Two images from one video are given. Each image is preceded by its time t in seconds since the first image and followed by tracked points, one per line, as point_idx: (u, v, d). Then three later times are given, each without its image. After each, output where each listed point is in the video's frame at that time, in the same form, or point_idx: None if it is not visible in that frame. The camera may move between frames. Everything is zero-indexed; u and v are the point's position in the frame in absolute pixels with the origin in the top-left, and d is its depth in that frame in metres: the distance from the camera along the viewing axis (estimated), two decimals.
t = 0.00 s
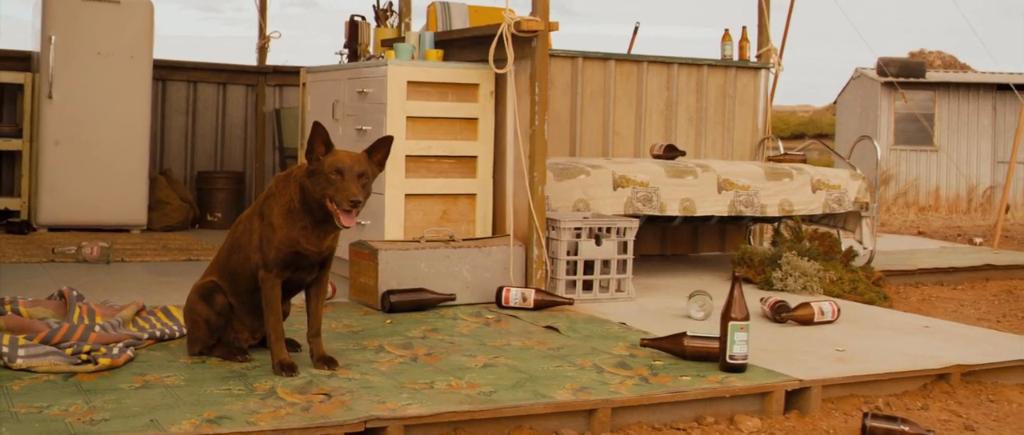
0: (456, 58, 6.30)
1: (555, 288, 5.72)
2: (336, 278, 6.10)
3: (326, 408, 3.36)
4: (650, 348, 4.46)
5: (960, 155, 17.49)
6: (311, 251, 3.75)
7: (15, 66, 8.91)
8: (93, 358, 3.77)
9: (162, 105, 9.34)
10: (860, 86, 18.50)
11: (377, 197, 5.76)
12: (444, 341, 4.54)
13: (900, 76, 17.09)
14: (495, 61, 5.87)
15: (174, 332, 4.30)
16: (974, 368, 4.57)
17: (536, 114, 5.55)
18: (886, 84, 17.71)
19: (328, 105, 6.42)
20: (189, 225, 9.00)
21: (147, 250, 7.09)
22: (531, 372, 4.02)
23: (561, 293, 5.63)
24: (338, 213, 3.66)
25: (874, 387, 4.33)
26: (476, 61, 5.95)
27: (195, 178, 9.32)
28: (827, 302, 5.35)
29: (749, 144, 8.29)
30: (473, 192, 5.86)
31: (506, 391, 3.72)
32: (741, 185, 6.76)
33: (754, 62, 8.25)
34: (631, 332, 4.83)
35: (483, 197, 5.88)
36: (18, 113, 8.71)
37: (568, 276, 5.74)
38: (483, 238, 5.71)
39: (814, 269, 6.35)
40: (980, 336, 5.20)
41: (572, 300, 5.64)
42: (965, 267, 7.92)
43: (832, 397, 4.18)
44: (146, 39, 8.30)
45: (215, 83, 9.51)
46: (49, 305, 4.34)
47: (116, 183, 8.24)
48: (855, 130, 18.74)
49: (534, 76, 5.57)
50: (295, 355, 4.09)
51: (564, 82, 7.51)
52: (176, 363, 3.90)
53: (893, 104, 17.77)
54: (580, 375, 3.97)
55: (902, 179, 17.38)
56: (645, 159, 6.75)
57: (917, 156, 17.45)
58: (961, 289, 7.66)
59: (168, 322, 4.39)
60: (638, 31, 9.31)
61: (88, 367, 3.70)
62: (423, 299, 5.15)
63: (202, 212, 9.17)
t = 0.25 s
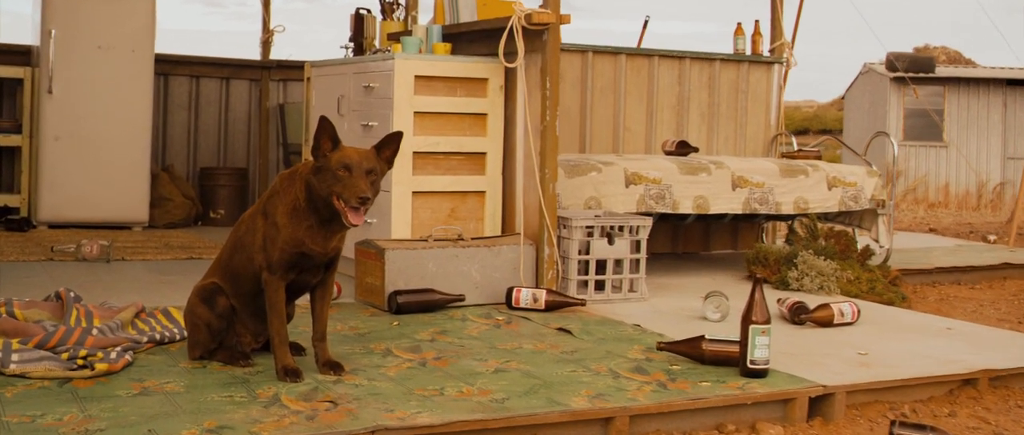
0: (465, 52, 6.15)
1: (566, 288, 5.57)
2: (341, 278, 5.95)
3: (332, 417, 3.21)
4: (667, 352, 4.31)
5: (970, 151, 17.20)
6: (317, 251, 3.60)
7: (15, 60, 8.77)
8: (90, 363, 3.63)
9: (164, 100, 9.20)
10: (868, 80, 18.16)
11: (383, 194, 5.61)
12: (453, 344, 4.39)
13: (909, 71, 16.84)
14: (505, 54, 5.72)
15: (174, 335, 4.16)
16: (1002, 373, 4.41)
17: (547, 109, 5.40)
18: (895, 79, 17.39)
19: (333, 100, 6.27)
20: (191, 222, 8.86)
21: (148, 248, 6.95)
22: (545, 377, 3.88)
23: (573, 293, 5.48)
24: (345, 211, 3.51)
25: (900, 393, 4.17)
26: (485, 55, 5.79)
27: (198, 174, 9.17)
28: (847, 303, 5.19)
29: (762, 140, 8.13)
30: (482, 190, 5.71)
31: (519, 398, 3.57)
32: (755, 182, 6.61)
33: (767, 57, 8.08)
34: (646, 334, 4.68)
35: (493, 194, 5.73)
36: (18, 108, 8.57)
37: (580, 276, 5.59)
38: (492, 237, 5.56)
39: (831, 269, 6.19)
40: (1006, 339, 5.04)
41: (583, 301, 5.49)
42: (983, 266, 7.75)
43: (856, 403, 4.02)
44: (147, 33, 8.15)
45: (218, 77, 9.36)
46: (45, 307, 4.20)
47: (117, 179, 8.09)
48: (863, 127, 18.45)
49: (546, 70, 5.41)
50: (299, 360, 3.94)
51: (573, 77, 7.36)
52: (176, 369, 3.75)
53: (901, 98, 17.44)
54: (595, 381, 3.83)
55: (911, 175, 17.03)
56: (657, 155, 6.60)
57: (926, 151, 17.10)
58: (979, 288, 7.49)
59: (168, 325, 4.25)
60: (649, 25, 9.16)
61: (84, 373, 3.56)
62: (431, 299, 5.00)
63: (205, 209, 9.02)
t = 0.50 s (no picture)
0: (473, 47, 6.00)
1: (576, 289, 5.42)
2: (346, 278, 5.81)
3: (337, 427, 3.07)
4: (684, 356, 4.15)
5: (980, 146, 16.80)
6: (321, 252, 3.46)
7: (13, 55, 8.62)
8: (85, 369, 3.48)
9: (165, 96, 9.06)
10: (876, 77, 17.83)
11: (389, 192, 5.46)
12: (462, 348, 4.24)
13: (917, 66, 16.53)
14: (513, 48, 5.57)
15: (173, 339, 4.01)
16: None
17: (557, 105, 5.25)
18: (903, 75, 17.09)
19: (337, 96, 6.12)
20: (193, 220, 8.71)
21: (148, 246, 6.81)
22: (558, 383, 3.73)
23: (584, 294, 5.34)
24: (352, 209, 3.37)
25: (926, 399, 4.01)
26: (493, 50, 5.64)
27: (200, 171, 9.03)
28: (866, 305, 5.04)
29: (774, 137, 7.97)
30: (490, 188, 5.56)
31: (532, 406, 3.42)
32: (769, 180, 6.45)
33: (779, 52, 7.92)
34: (661, 337, 4.53)
35: (501, 192, 5.58)
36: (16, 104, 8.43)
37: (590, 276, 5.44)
38: (500, 237, 5.41)
39: (848, 269, 6.04)
40: None
41: (594, 302, 5.34)
42: (1000, 264, 7.59)
43: (881, 410, 3.87)
44: (148, 27, 8.00)
45: (220, 73, 9.22)
46: (40, 310, 4.06)
47: (117, 176, 7.95)
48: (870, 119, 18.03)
49: (556, 64, 5.26)
50: (303, 366, 3.79)
51: (583, 72, 7.20)
52: (175, 375, 3.61)
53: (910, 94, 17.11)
54: (611, 387, 3.68)
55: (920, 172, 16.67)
56: (669, 152, 6.45)
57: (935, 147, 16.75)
58: (997, 288, 7.32)
59: (167, 329, 4.10)
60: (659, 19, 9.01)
61: (79, 380, 3.42)
62: (438, 301, 4.85)
63: (207, 206, 8.88)
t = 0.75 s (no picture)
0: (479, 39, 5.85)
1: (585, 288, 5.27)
2: (349, 276, 5.66)
3: None
4: (699, 359, 4.01)
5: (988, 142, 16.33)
6: (328, 253, 3.31)
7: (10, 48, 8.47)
8: (78, 375, 3.34)
9: (165, 89, 8.91)
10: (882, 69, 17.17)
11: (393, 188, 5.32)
12: (470, 350, 4.10)
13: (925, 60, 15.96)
14: (522, 41, 5.42)
15: (171, 342, 3.87)
16: None
17: (567, 99, 5.10)
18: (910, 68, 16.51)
19: (340, 89, 5.96)
20: (193, 216, 8.57)
21: (146, 243, 6.66)
22: (570, 389, 3.58)
23: (594, 293, 5.19)
24: (361, 209, 3.23)
25: (951, 404, 3.86)
26: (500, 42, 5.49)
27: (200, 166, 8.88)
28: (885, 305, 4.89)
29: (785, 131, 7.82)
30: (496, 184, 5.41)
31: (544, 413, 3.27)
32: (782, 176, 6.30)
33: (790, 44, 7.76)
34: (674, 339, 4.39)
35: (508, 189, 5.43)
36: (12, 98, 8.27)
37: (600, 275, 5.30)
38: (508, 234, 5.27)
39: (863, 267, 5.89)
40: None
41: (604, 301, 5.19)
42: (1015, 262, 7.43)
43: (906, 416, 3.72)
44: (147, 19, 7.84)
45: (221, 66, 9.07)
46: (33, 311, 3.92)
47: (117, 171, 7.80)
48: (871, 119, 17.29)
49: (565, 57, 5.11)
50: (306, 370, 3.65)
51: (591, 65, 7.05)
52: (173, 379, 3.46)
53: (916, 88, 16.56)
54: (625, 393, 3.53)
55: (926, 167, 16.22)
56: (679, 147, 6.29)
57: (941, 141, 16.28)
58: (1013, 286, 7.16)
59: (165, 331, 3.96)
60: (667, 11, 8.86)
61: (71, 386, 3.27)
62: (444, 301, 4.70)
63: (207, 202, 8.74)
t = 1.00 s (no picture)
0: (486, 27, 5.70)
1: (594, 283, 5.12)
2: (351, 270, 5.52)
3: None
4: (715, 358, 3.87)
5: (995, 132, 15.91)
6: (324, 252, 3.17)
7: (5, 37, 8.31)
8: (69, 376, 3.20)
9: (163, 79, 8.76)
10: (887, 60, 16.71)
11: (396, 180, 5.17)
12: (477, 348, 3.96)
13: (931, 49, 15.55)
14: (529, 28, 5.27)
15: (167, 340, 3.73)
16: None
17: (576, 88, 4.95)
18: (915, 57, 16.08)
19: (341, 78, 5.81)
20: (192, 207, 8.42)
21: (143, 236, 6.52)
22: (582, 390, 3.44)
23: (603, 288, 5.04)
24: (358, 208, 3.08)
25: (977, 405, 3.71)
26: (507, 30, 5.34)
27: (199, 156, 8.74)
28: (903, 300, 4.75)
29: (795, 122, 7.66)
30: (503, 176, 5.27)
31: (556, 417, 3.13)
32: (794, 167, 6.15)
33: (802, 33, 7.60)
34: (688, 336, 4.25)
35: (515, 181, 5.29)
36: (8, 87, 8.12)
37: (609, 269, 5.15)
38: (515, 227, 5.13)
39: (878, 261, 5.74)
40: None
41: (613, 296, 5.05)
42: None
43: (930, 418, 3.58)
44: (145, 7, 7.68)
45: (220, 55, 8.91)
46: (25, 307, 3.78)
47: (114, 162, 7.65)
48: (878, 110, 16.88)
49: (574, 45, 4.96)
50: (307, 370, 3.52)
51: (598, 55, 6.90)
52: (168, 380, 3.33)
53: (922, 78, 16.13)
54: (640, 394, 3.39)
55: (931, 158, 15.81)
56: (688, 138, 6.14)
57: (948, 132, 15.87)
58: None
59: (161, 328, 3.82)
60: None
61: (61, 388, 3.13)
62: (449, 296, 4.56)
63: (206, 193, 8.59)
